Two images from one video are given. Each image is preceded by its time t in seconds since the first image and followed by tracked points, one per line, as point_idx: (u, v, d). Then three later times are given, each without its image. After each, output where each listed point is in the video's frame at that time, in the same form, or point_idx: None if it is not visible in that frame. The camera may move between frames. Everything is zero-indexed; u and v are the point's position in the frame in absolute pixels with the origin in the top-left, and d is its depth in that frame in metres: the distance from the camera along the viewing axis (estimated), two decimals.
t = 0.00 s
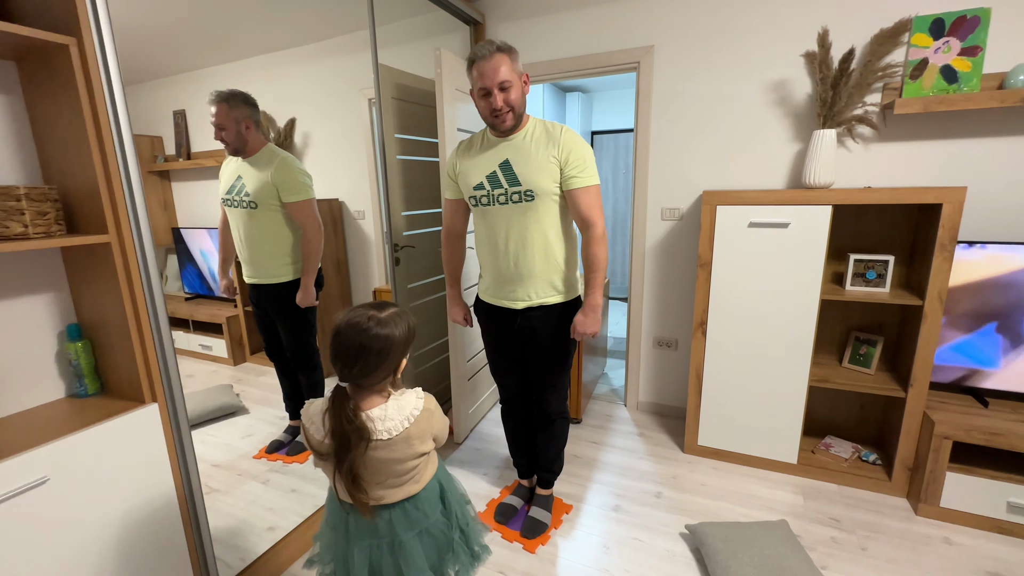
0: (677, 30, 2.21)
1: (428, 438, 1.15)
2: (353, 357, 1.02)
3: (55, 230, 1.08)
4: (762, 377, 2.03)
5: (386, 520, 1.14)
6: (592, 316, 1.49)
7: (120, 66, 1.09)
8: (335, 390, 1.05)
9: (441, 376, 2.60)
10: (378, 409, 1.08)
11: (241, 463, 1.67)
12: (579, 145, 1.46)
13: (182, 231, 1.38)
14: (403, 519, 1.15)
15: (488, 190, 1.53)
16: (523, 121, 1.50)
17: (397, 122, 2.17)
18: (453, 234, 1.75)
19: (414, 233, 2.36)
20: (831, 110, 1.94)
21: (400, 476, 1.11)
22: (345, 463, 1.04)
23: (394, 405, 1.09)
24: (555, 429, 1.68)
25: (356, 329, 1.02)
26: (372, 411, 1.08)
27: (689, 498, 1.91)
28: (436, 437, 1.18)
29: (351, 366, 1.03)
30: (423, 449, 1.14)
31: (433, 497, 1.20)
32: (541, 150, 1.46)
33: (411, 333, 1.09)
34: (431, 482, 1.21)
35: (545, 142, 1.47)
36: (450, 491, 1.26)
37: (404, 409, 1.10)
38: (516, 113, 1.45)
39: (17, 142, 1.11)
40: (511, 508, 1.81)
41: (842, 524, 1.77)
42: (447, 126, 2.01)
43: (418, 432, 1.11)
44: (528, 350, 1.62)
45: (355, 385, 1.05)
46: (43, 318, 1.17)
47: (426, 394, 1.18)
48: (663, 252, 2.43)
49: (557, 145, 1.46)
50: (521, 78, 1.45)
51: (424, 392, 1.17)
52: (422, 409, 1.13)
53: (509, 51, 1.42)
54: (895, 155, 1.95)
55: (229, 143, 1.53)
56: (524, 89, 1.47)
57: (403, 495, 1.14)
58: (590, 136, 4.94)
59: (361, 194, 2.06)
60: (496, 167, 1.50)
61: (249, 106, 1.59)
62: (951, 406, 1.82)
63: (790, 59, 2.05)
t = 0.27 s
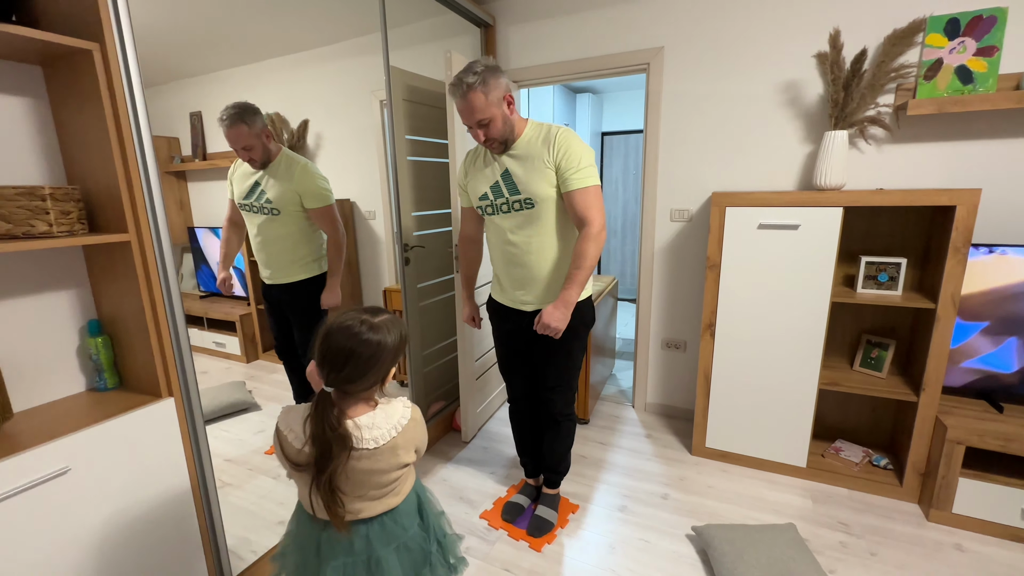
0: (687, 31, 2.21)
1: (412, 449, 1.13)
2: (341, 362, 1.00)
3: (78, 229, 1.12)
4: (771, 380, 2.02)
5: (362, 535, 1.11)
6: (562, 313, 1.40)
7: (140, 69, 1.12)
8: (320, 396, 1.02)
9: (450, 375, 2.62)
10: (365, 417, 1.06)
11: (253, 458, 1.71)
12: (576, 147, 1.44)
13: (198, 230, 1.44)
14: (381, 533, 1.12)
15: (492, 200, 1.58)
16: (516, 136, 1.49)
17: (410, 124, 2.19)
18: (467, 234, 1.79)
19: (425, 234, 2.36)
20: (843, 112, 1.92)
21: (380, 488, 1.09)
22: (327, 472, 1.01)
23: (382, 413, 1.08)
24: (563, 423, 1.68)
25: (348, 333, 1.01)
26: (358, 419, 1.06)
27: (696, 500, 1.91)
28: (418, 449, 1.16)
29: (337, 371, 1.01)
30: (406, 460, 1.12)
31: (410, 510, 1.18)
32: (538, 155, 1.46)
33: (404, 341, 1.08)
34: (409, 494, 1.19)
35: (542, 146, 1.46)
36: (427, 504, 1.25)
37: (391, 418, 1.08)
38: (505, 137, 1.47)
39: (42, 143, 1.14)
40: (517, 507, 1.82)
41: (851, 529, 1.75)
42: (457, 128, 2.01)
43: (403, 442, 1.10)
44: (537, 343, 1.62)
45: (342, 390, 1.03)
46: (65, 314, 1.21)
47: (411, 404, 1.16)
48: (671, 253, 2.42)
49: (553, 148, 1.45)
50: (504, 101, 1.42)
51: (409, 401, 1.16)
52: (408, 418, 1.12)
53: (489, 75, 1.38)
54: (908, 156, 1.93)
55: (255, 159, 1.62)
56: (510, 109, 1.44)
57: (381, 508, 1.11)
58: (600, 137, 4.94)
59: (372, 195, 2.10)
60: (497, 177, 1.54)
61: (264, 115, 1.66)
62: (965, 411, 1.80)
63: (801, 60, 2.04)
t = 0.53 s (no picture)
0: (696, 33, 2.20)
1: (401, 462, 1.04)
2: (331, 367, 0.91)
3: (95, 229, 1.14)
4: (779, 382, 2.00)
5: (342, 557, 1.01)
6: (573, 324, 1.45)
7: (156, 73, 1.14)
8: (305, 402, 0.92)
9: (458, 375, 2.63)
10: (351, 426, 0.96)
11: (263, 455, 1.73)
12: (564, 151, 1.39)
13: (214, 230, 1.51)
14: (362, 556, 1.02)
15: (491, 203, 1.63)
16: (513, 142, 1.49)
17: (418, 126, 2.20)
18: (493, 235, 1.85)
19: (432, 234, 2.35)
20: (853, 113, 1.91)
21: (366, 505, 0.99)
22: (309, 488, 0.91)
23: (369, 423, 0.98)
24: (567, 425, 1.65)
25: (342, 336, 0.92)
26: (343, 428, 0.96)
27: (703, 503, 1.90)
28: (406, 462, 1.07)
29: (327, 377, 0.91)
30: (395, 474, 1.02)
31: (394, 530, 1.08)
32: (527, 161, 1.45)
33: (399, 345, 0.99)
34: (395, 513, 1.09)
35: (532, 153, 1.44)
36: (413, 523, 1.15)
37: (380, 428, 0.99)
38: (500, 143, 1.49)
39: (61, 145, 1.17)
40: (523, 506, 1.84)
41: (860, 534, 1.73)
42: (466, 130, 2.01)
43: (393, 455, 1.00)
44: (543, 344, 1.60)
45: (329, 399, 0.93)
46: (81, 311, 1.24)
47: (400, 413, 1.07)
48: (679, 255, 2.42)
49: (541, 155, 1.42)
50: (494, 108, 1.42)
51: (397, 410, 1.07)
52: (397, 428, 1.02)
53: (476, 83, 1.40)
54: (920, 158, 1.91)
55: (276, 166, 1.62)
56: (502, 116, 1.44)
57: (366, 527, 1.02)
58: (609, 138, 4.94)
59: (381, 196, 2.13)
60: (495, 182, 1.58)
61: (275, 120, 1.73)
62: (977, 416, 1.77)
63: (811, 61, 2.03)
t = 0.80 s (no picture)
0: (703, 33, 2.19)
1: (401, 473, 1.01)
2: (323, 369, 0.89)
3: (105, 229, 1.15)
4: (786, 384, 1.99)
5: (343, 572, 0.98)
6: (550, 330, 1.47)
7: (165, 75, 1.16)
8: (298, 405, 0.91)
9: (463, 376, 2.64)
10: (347, 435, 0.94)
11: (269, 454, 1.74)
12: (535, 157, 1.37)
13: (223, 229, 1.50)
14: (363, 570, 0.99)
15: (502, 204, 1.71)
16: (506, 148, 1.52)
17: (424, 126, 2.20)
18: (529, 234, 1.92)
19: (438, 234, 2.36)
20: (863, 113, 1.89)
21: (365, 517, 0.97)
22: (305, 498, 0.89)
23: (365, 431, 0.96)
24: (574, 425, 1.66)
25: (334, 337, 0.91)
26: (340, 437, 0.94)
27: (709, 505, 1.89)
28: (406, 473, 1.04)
29: (319, 379, 0.90)
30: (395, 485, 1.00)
31: (397, 543, 1.05)
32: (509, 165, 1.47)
33: (394, 348, 0.98)
34: (396, 526, 1.06)
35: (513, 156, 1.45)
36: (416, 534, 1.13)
37: (377, 437, 0.97)
38: (495, 150, 1.54)
39: (73, 145, 1.19)
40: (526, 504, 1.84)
41: (869, 538, 1.71)
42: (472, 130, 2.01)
43: (390, 465, 0.98)
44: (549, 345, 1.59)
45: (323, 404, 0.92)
46: (91, 310, 1.25)
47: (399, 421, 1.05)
48: (686, 256, 2.40)
49: (517, 160, 1.42)
50: (485, 118, 1.47)
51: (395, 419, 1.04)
52: (396, 437, 1.00)
53: (466, 96, 1.45)
54: (930, 158, 1.89)
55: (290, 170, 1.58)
56: (493, 125, 1.48)
57: (367, 541, 0.99)
58: (615, 139, 4.92)
59: (387, 197, 2.14)
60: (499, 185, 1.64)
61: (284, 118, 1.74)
62: (989, 421, 1.75)
63: (819, 61, 2.01)
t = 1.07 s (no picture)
0: (708, 34, 2.18)
1: (404, 487, 0.99)
2: (320, 375, 0.88)
3: (109, 230, 1.15)
4: (792, 387, 1.97)
5: None
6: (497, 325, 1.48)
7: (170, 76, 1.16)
8: (297, 411, 0.90)
9: (466, 377, 2.63)
10: (348, 447, 0.93)
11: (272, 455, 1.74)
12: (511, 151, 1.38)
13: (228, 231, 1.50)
14: None
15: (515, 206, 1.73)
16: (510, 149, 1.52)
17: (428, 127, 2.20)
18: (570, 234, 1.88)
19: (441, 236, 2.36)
20: (870, 114, 1.87)
21: (366, 532, 0.95)
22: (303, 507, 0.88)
23: (366, 446, 0.93)
24: (549, 431, 1.59)
25: (333, 341, 0.90)
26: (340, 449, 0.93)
27: (713, 509, 1.88)
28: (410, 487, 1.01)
29: (315, 384, 0.89)
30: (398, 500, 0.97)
31: (401, 557, 1.03)
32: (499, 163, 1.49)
33: (395, 354, 0.97)
34: (402, 539, 1.05)
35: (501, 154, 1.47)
36: (422, 545, 1.11)
37: (378, 450, 0.94)
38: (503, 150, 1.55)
39: (78, 146, 1.19)
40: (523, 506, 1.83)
41: (875, 544, 1.70)
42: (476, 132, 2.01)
43: (392, 481, 0.95)
44: (530, 349, 1.55)
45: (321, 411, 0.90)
46: (95, 311, 1.25)
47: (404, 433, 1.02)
48: (690, 257, 2.39)
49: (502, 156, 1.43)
50: (490, 118, 1.48)
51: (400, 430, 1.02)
52: (398, 450, 0.98)
53: (475, 97, 1.49)
54: (938, 159, 1.87)
55: (317, 166, 1.59)
56: (498, 124, 1.48)
57: (369, 555, 0.97)
58: (619, 140, 4.91)
59: (391, 197, 2.13)
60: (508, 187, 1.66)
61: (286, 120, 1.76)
62: (998, 425, 1.73)
63: (825, 62, 2.00)
